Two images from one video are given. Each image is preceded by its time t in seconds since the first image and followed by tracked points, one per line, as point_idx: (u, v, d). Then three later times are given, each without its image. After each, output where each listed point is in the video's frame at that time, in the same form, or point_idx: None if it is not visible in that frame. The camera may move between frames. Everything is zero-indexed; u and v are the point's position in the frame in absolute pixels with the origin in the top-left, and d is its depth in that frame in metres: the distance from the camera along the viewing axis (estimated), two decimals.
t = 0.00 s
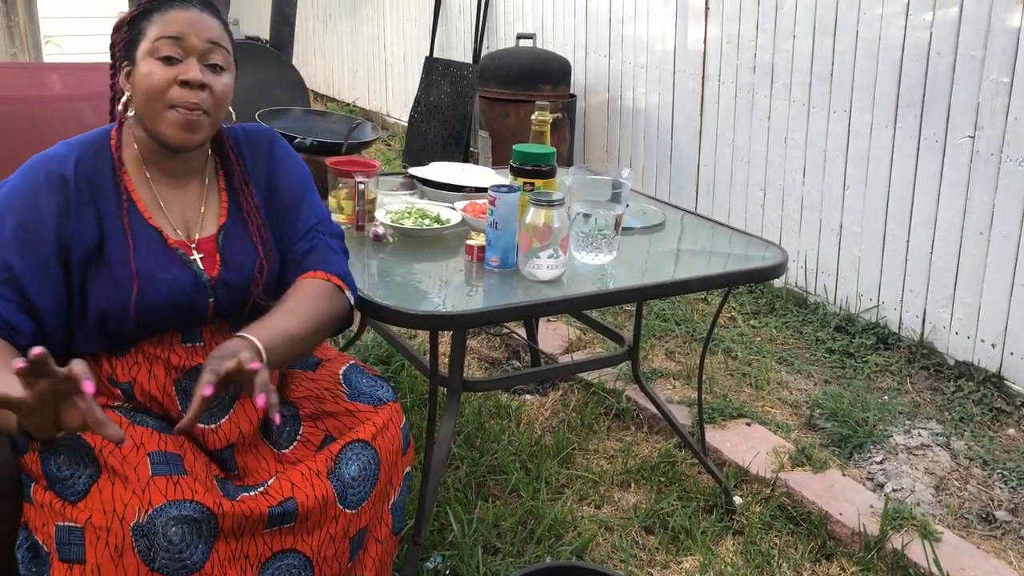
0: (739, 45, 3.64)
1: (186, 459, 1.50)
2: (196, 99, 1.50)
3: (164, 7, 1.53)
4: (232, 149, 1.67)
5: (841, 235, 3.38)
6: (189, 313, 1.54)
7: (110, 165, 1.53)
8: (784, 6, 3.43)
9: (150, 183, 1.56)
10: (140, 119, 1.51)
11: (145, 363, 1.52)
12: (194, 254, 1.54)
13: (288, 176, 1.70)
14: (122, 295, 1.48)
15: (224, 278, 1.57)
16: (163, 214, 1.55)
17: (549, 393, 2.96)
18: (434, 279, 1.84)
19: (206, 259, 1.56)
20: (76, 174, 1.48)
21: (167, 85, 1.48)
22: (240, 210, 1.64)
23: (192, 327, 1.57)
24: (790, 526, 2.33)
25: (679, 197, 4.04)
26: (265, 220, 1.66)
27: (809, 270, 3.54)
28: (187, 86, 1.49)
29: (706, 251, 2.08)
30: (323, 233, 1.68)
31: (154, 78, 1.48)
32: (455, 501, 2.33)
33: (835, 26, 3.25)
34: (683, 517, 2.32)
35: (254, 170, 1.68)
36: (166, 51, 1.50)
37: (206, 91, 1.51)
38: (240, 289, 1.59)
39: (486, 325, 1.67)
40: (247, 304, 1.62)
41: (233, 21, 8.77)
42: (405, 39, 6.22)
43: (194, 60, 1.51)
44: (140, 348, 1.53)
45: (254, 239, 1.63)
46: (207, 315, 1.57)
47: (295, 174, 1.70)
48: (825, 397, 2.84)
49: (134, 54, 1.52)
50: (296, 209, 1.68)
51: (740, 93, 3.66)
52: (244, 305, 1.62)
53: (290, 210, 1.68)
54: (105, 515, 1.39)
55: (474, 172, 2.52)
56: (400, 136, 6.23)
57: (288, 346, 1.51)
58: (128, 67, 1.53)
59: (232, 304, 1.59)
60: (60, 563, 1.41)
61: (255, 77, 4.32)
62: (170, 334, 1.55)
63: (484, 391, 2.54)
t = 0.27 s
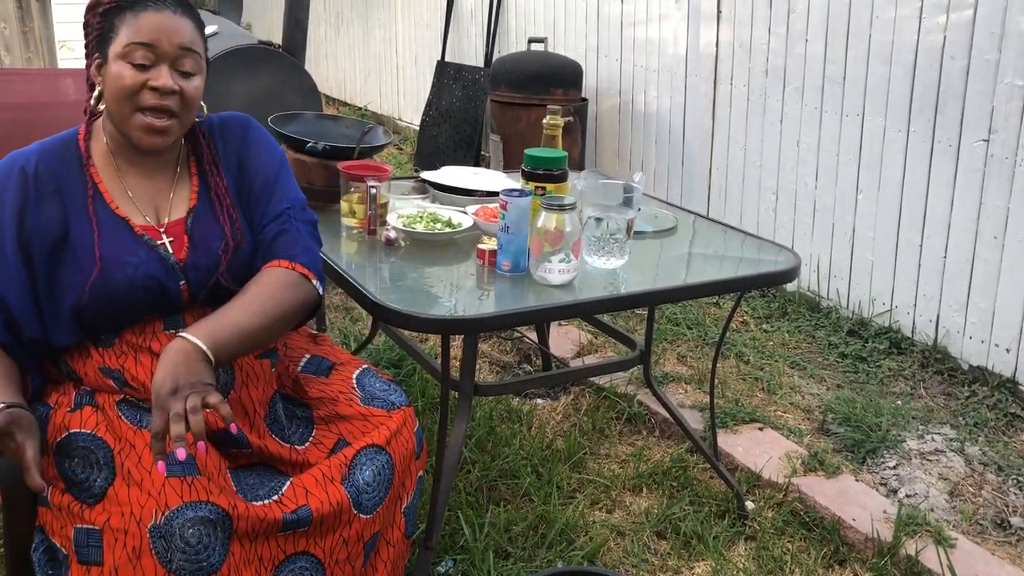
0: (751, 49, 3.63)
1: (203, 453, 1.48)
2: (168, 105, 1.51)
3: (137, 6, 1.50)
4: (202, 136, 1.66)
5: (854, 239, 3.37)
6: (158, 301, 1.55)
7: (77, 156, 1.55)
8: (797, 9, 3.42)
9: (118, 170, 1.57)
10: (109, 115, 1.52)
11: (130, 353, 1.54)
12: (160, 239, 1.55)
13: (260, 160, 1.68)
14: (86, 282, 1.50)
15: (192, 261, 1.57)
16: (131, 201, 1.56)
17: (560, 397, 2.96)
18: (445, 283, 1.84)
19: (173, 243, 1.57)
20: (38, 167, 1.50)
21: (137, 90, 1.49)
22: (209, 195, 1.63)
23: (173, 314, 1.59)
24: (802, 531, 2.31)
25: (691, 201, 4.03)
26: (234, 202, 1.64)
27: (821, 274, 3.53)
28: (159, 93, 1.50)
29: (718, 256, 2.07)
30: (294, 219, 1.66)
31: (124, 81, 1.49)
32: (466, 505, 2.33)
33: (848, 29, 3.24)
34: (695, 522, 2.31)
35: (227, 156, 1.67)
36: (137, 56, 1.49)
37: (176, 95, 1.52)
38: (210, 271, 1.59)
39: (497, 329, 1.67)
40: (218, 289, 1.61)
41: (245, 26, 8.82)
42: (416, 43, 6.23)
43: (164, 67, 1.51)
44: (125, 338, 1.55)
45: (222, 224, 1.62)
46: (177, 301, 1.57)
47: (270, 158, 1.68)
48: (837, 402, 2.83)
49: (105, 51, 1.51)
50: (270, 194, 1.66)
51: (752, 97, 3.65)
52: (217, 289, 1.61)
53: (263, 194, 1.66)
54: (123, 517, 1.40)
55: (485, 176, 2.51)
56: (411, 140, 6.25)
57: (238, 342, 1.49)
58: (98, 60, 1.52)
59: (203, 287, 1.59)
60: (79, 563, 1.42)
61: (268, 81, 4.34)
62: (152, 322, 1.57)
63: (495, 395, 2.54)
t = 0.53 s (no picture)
0: (769, 50, 3.62)
1: (214, 457, 1.52)
2: (174, 122, 1.54)
3: (135, 20, 1.51)
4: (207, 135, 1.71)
5: (872, 241, 3.34)
6: (172, 295, 1.58)
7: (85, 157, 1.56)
8: (815, 10, 3.40)
9: (126, 173, 1.59)
10: (114, 125, 1.54)
11: (149, 342, 1.57)
12: (179, 231, 1.58)
13: (267, 155, 1.75)
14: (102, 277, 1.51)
15: (209, 249, 1.60)
16: (142, 200, 1.58)
17: (577, 398, 2.96)
18: (462, 285, 1.84)
19: (190, 232, 1.60)
20: (44, 167, 1.50)
21: (142, 107, 1.51)
22: (219, 184, 1.68)
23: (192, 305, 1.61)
24: (820, 534, 2.30)
25: (708, 203, 4.02)
26: (246, 193, 1.70)
27: (839, 276, 3.51)
28: (165, 111, 1.53)
29: (736, 257, 2.07)
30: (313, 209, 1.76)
31: (127, 97, 1.50)
32: (482, 506, 2.34)
33: (867, 30, 3.22)
34: (712, 524, 2.30)
35: (234, 152, 1.72)
36: (141, 78, 1.50)
37: (181, 111, 1.54)
38: (227, 260, 1.63)
39: (514, 330, 1.67)
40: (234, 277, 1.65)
41: (263, 28, 8.89)
42: (432, 44, 6.25)
43: (168, 86, 1.53)
44: (144, 330, 1.58)
45: (236, 210, 1.67)
46: (195, 291, 1.60)
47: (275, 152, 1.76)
48: (855, 405, 2.81)
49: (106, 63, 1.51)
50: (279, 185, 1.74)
51: (770, 98, 3.64)
52: (230, 280, 1.65)
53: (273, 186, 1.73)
54: (140, 516, 1.41)
55: (502, 177, 2.51)
56: (427, 142, 6.26)
57: (290, 310, 1.60)
58: (98, 71, 1.53)
59: (222, 276, 1.63)
60: (95, 563, 1.41)
61: (285, 83, 4.36)
62: (170, 313, 1.59)
63: (512, 397, 2.54)
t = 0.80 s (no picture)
0: (788, 50, 3.60)
1: (240, 459, 1.51)
2: (207, 105, 1.59)
3: (149, 16, 1.55)
4: (231, 130, 1.76)
5: (893, 242, 3.32)
6: (209, 287, 1.62)
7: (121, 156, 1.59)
8: (835, 10, 3.38)
9: (161, 171, 1.63)
10: (148, 122, 1.58)
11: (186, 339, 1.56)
12: (217, 226, 1.63)
13: (289, 150, 1.82)
14: (145, 269, 1.56)
15: (246, 242, 1.66)
16: (179, 196, 1.63)
17: (594, 400, 2.95)
18: (480, 286, 1.83)
19: (226, 227, 1.65)
20: (83, 162, 1.53)
21: (175, 96, 1.55)
22: (251, 178, 1.74)
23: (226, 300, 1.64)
24: (839, 538, 2.28)
25: (726, 203, 4.00)
26: (274, 186, 1.77)
27: (859, 278, 3.48)
28: (197, 96, 1.57)
29: (755, 258, 2.05)
30: (338, 199, 1.88)
31: (159, 90, 1.55)
32: (499, 508, 2.33)
33: (888, 30, 3.19)
34: (730, 527, 2.29)
35: (259, 148, 1.78)
36: (169, 67, 1.55)
37: (211, 94, 1.59)
38: (262, 250, 1.69)
39: (531, 332, 1.66)
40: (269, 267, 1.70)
41: (281, 29, 8.93)
42: (450, 45, 6.25)
43: (195, 71, 1.58)
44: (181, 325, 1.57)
45: (269, 203, 1.74)
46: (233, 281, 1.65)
47: (297, 146, 1.84)
48: (875, 407, 2.78)
49: (130, 64, 1.56)
50: (302, 180, 1.82)
51: (789, 98, 3.62)
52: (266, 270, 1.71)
53: (298, 179, 1.82)
54: (166, 515, 1.41)
55: (519, 178, 2.51)
56: (444, 143, 6.27)
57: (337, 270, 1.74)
58: (123, 75, 1.58)
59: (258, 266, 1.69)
60: (121, 561, 1.41)
61: (303, 84, 4.37)
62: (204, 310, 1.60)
63: (529, 398, 2.53)
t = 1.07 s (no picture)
0: (804, 53, 3.58)
1: (255, 465, 1.51)
2: (243, 94, 1.61)
3: (178, 15, 1.59)
4: (261, 133, 1.78)
5: (910, 246, 3.30)
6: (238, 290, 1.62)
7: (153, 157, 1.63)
8: (851, 13, 3.36)
9: (193, 172, 1.65)
10: (184, 119, 1.61)
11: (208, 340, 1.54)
12: (246, 229, 1.64)
13: (319, 155, 1.84)
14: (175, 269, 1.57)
15: (275, 247, 1.66)
16: (210, 199, 1.64)
17: (609, 404, 2.95)
18: (495, 290, 1.83)
19: (255, 232, 1.66)
20: (118, 162, 1.57)
21: (210, 88, 1.58)
22: (280, 183, 1.75)
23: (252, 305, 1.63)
24: (856, 544, 2.27)
25: (742, 207, 3.98)
26: (304, 192, 1.78)
27: (876, 282, 3.46)
28: (232, 86, 1.59)
29: (771, 263, 2.04)
30: (368, 202, 1.87)
31: (194, 84, 1.58)
32: (515, 512, 2.33)
33: (905, 33, 3.17)
34: (747, 532, 2.28)
35: (290, 153, 1.80)
36: (201, 60, 1.58)
37: (245, 84, 1.61)
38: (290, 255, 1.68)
39: (545, 337, 1.65)
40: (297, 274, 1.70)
41: (297, 34, 8.98)
42: (465, 49, 6.27)
43: (226, 63, 1.60)
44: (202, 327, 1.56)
45: (298, 207, 1.74)
46: (261, 285, 1.64)
47: (328, 151, 1.86)
48: (893, 412, 2.77)
49: (164, 66, 1.59)
50: (333, 184, 1.84)
51: (805, 102, 3.60)
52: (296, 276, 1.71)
53: (328, 184, 1.83)
54: (179, 520, 1.41)
55: (535, 182, 2.51)
56: (459, 147, 6.28)
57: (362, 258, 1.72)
58: (156, 78, 1.61)
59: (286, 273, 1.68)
60: (137, 565, 1.43)
61: (319, 88, 4.39)
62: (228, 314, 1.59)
63: (545, 402, 2.53)
